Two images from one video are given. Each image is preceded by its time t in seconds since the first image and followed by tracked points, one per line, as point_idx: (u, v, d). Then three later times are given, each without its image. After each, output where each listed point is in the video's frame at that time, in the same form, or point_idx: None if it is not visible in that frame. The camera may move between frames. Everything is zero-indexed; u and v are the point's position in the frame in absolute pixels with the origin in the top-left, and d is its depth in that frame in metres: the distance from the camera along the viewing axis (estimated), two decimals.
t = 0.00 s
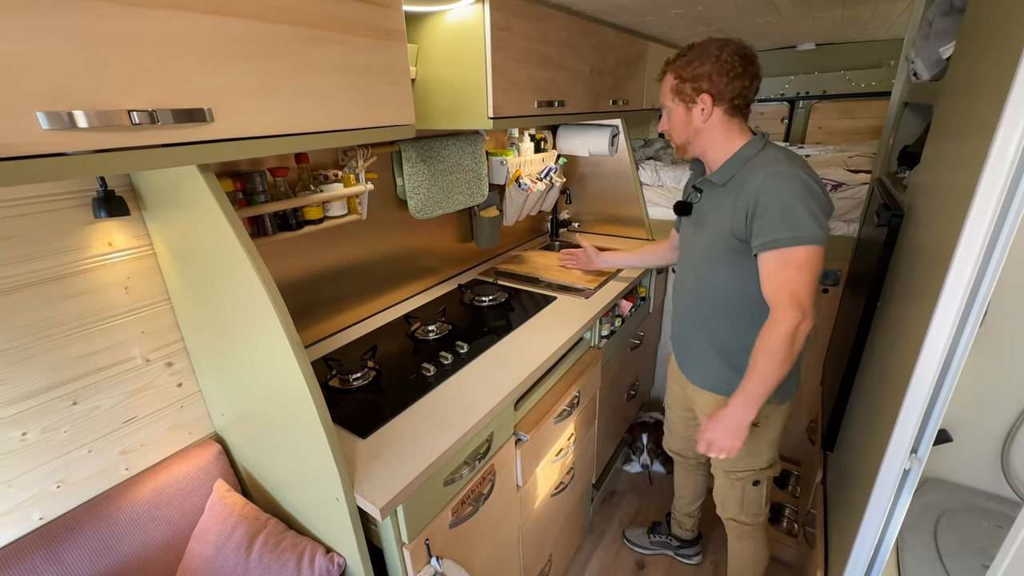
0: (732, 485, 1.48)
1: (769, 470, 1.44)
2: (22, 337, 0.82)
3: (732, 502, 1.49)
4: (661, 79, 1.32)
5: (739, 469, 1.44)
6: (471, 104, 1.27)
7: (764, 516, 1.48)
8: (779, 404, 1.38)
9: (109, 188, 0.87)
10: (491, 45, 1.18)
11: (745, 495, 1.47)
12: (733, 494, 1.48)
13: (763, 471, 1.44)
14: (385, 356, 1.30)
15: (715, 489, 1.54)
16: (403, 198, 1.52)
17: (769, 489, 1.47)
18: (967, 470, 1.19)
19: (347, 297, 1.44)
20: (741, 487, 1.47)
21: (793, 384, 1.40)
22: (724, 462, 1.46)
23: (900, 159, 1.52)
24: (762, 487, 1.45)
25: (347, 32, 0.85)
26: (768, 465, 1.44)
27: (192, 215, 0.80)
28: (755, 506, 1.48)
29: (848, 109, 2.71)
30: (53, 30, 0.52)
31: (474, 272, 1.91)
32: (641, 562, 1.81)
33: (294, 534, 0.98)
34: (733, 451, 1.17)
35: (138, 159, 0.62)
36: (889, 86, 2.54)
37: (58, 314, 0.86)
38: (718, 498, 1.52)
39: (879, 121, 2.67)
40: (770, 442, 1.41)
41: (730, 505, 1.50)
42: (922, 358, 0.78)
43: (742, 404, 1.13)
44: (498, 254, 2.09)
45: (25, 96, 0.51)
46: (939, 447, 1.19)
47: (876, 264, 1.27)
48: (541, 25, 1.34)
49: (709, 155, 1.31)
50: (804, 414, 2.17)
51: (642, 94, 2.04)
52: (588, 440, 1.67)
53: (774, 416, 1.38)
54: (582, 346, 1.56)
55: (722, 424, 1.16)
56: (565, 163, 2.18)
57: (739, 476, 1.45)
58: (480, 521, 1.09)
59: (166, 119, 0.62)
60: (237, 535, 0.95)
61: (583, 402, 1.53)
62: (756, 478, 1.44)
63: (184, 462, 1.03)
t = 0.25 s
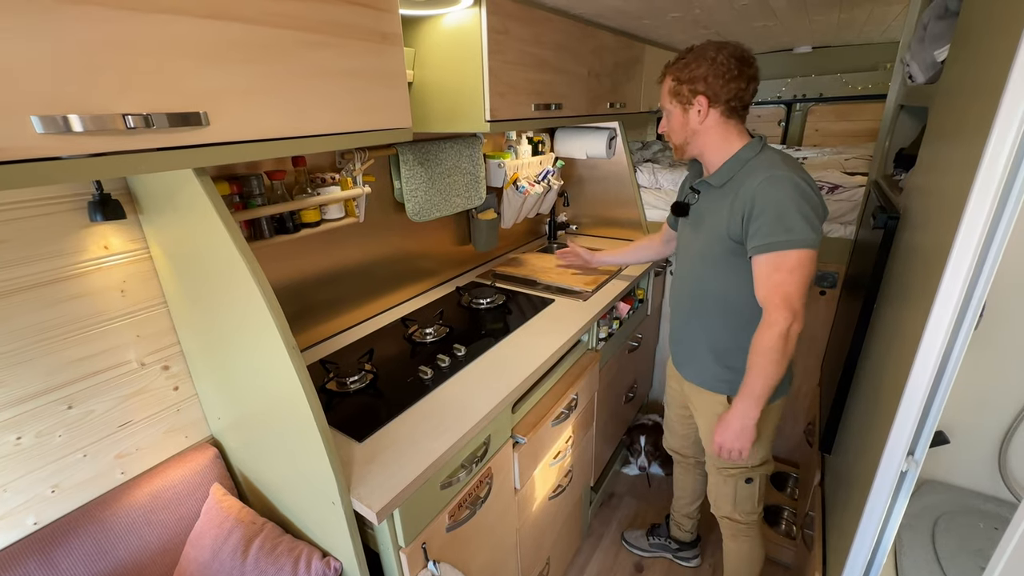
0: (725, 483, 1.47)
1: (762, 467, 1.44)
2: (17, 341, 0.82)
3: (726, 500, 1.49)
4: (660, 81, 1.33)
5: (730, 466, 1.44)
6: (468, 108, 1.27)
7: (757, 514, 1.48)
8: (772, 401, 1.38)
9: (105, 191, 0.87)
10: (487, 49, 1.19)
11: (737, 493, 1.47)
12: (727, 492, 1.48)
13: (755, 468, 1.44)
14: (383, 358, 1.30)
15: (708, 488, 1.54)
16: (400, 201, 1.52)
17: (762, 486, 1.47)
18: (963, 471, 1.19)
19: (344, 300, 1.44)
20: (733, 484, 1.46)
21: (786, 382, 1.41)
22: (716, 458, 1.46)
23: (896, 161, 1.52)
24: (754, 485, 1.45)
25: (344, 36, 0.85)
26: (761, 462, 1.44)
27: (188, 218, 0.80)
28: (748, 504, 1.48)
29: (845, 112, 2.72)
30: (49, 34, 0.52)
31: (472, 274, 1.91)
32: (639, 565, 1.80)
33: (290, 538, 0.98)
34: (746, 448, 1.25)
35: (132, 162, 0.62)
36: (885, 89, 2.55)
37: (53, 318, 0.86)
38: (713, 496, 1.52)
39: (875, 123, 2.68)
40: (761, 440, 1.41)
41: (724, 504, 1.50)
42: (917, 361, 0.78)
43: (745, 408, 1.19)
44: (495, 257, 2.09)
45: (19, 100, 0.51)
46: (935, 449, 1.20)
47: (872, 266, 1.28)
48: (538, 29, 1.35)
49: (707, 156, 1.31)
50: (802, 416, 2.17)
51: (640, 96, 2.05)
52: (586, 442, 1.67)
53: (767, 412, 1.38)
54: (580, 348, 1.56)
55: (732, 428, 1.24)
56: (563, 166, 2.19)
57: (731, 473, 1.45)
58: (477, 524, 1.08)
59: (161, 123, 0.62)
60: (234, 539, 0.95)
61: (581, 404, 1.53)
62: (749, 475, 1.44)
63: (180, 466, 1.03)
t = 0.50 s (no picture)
0: (719, 480, 1.47)
1: (754, 464, 1.45)
2: (12, 344, 0.82)
3: (720, 497, 1.49)
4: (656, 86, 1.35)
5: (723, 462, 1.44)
6: (466, 110, 1.27)
7: (750, 511, 1.48)
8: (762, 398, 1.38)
9: (101, 194, 0.87)
10: (486, 52, 1.18)
11: (730, 489, 1.47)
12: (721, 489, 1.48)
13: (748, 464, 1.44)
14: (381, 362, 1.29)
15: (702, 486, 1.53)
16: (399, 203, 1.52)
17: (754, 482, 1.47)
18: (964, 473, 1.19)
19: (343, 303, 1.44)
20: (726, 480, 1.46)
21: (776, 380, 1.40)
22: (710, 453, 1.45)
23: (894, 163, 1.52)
24: (747, 481, 1.45)
25: (342, 39, 0.85)
26: (754, 458, 1.44)
27: (185, 222, 0.79)
28: (741, 501, 1.47)
29: (843, 114, 2.73)
30: (45, 37, 0.52)
31: (471, 276, 1.91)
32: (639, 567, 1.80)
33: (288, 542, 0.97)
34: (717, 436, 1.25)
35: (128, 165, 0.61)
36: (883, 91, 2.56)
37: (49, 321, 0.85)
38: (707, 494, 1.52)
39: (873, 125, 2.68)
40: (751, 436, 1.41)
41: (717, 500, 1.50)
42: (917, 364, 0.78)
43: (723, 397, 1.18)
44: (494, 259, 2.08)
45: (14, 103, 0.51)
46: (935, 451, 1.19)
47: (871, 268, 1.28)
48: (536, 31, 1.34)
49: (700, 159, 1.32)
50: (801, 417, 2.17)
51: (638, 98, 2.05)
52: (585, 445, 1.67)
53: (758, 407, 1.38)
54: (579, 350, 1.55)
55: (708, 416, 1.23)
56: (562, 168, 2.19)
57: (724, 470, 1.45)
58: (476, 528, 1.08)
59: (157, 126, 0.62)
60: (231, 544, 0.94)
61: (580, 407, 1.53)
62: (741, 471, 1.44)
63: (177, 470, 1.02)
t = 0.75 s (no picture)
0: (713, 478, 1.46)
1: (748, 462, 1.44)
2: (6, 348, 0.80)
3: (712, 496, 1.48)
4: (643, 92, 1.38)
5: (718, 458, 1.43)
6: (466, 111, 1.26)
7: (742, 509, 1.47)
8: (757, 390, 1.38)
9: (96, 196, 0.86)
10: (486, 52, 1.18)
11: (724, 487, 1.46)
12: (714, 487, 1.47)
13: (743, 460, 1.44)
14: (380, 364, 1.28)
15: (695, 484, 1.52)
16: (398, 205, 1.51)
17: (747, 481, 1.47)
18: (967, 477, 1.18)
19: (342, 304, 1.42)
20: (720, 478, 1.45)
21: (772, 368, 1.39)
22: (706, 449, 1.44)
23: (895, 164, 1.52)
24: (742, 478, 1.45)
25: (341, 39, 0.84)
26: (748, 456, 1.44)
27: (181, 223, 0.78)
28: (734, 499, 1.46)
29: (842, 115, 2.72)
30: (37, 36, 0.51)
31: (470, 278, 1.90)
32: (639, 571, 1.79)
33: (286, 548, 0.96)
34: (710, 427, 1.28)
35: (123, 166, 0.60)
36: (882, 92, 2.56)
37: (44, 324, 0.84)
38: (699, 492, 1.51)
39: (873, 126, 2.68)
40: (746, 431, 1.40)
41: (710, 499, 1.49)
42: (921, 371, 0.77)
43: (716, 388, 1.20)
44: (494, 260, 2.07)
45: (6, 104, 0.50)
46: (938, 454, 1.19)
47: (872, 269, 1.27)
48: (536, 31, 1.34)
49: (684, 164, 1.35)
50: (802, 419, 2.16)
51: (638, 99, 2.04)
52: (585, 447, 1.66)
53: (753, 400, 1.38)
54: (579, 353, 1.54)
55: (700, 406, 1.25)
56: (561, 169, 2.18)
57: (719, 466, 1.44)
58: (475, 533, 1.07)
59: (153, 126, 0.61)
60: (228, 550, 0.93)
61: (580, 410, 1.52)
62: (736, 469, 1.44)
63: (173, 475, 1.01)
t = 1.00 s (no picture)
0: (709, 475, 1.45)
1: (745, 459, 1.43)
2: None
3: (707, 494, 1.47)
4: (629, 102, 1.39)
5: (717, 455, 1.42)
6: (464, 112, 1.25)
7: (737, 508, 1.47)
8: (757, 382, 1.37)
9: (89, 196, 0.85)
10: (484, 52, 1.16)
11: (720, 485, 1.44)
12: (710, 485, 1.45)
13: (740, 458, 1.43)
14: (377, 367, 1.27)
15: (690, 481, 1.51)
16: (396, 206, 1.49)
17: (744, 479, 1.46)
18: (971, 481, 1.18)
19: (339, 306, 1.41)
20: (716, 476, 1.44)
21: (771, 365, 1.40)
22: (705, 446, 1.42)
23: (896, 165, 1.51)
24: (739, 477, 1.43)
25: (337, 38, 0.83)
26: (746, 453, 1.43)
27: (175, 225, 0.77)
28: (729, 498, 1.46)
29: (842, 116, 2.71)
30: (24, 32, 0.50)
31: (469, 280, 1.89)
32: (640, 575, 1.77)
33: (282, 554, 0.95)
34: (725, 424, 1.22)
35: (114, 166, 0.59)
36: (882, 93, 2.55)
37: (36, 327, 0.83)
38: (694, 490, 1.50)
39: (873, 127, 2.67)
40: (744, 427, 1.39)
41: (705, 498, 1.48)
42: (924, 375, 0.76)
43: (728, 378, 1.16)
44: (493, 262, 2.06)
45: None
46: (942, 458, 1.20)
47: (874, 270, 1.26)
48: (536, 31, 1.33)
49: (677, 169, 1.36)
50: (802, 421, 2.15)
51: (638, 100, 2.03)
52: (585, 450, 1.65)
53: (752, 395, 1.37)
54: (579, 355, 1.53)
55: (715, 402, 1.20)
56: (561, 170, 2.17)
57: (720, 464, 1.42)
58: (474, 538, 1.05)
59: (144, 125, 0.60)
60: (223, 556, 0.92)
61: (580, 412, 1.51)
62: (732, 467, 1.42)
63: (168, 479, 1.00)
